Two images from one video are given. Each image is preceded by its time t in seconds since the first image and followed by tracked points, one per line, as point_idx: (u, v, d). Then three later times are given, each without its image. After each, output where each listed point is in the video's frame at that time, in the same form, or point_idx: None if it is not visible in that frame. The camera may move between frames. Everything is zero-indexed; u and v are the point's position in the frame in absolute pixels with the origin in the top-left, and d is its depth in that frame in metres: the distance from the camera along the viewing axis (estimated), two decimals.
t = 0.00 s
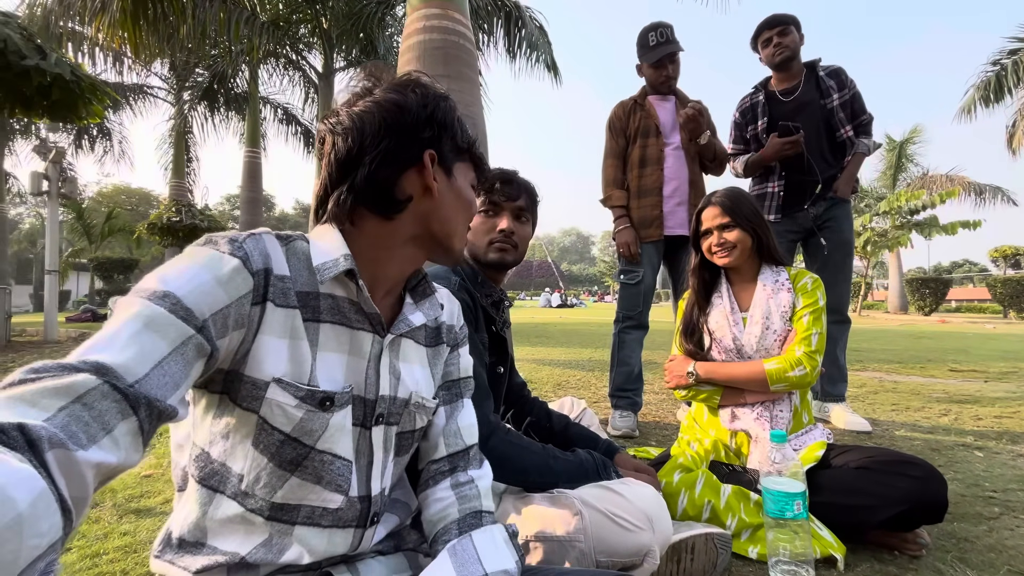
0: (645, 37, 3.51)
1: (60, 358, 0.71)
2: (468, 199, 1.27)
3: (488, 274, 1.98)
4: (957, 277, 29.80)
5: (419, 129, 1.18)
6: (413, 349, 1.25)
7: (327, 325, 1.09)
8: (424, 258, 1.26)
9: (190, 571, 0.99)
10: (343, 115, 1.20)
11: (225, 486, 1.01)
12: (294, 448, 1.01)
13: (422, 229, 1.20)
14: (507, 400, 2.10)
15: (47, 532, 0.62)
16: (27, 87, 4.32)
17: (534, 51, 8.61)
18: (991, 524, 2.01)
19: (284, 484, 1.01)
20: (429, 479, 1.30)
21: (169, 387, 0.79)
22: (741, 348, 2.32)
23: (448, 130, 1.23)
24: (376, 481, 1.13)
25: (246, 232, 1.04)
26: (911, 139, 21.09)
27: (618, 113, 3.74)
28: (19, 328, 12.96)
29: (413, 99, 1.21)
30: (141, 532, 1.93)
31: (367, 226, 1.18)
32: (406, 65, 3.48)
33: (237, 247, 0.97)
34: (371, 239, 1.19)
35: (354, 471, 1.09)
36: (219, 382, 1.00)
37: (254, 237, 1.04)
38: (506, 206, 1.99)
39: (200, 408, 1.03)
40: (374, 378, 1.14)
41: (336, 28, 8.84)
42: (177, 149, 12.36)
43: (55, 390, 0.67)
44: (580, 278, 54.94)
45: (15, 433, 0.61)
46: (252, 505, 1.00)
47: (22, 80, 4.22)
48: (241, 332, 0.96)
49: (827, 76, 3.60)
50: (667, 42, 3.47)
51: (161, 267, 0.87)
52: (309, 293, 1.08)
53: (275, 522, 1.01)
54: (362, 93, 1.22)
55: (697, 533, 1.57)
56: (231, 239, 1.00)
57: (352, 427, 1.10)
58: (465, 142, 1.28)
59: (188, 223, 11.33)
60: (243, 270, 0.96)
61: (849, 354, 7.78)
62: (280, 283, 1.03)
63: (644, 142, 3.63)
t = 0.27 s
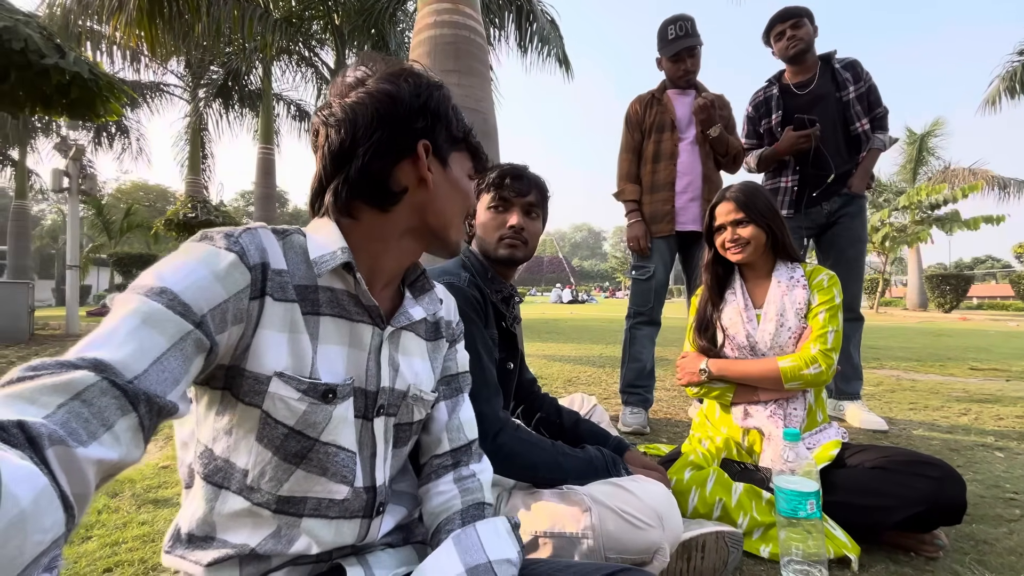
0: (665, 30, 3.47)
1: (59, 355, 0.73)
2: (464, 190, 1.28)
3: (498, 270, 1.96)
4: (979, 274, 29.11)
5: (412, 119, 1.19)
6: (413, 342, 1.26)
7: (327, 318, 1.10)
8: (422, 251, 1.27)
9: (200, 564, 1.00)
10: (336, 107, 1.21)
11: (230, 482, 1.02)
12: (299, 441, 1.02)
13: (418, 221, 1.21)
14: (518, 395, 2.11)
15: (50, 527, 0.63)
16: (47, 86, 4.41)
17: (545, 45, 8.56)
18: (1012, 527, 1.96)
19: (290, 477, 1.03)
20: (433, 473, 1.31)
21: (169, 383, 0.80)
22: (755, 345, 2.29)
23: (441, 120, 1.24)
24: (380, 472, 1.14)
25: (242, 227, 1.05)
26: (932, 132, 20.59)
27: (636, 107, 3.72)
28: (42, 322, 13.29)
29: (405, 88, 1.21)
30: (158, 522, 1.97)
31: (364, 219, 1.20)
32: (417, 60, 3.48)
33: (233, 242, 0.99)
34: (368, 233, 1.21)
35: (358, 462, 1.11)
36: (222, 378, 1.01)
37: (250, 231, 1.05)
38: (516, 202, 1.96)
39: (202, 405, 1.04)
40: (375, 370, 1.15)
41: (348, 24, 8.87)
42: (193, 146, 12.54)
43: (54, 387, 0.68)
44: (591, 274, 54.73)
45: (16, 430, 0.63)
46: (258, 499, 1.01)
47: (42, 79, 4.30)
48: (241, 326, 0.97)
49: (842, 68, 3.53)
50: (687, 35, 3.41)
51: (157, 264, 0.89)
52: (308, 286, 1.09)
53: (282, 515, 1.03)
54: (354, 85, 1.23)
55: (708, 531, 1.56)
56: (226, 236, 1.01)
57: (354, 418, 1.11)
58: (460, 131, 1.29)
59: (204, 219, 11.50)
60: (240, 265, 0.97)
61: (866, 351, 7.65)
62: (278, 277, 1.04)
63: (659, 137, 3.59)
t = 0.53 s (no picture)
0: (679, 21, 3.41)
1: (31, 366, 0.75)
2: (449, 172, 1.29)
3: (506, 268, 1.96)
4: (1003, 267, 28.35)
5: (394, 99, 1.21)
6: (409, 333, 1.30)
7: (325, 313, 1.12)
8: (410, 236, 1.28)
9: (211, 565, 1.03)
10: (318, 91, 1.24)
11: (232, 488, 1.03)
12: (305, 440, 1.05)
13: (404, 204, 1.23)
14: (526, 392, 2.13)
15: (13, 549, 0.67)
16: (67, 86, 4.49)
17: (557, 38, 8.50)
18: None
19: (298, 475, 1.05)
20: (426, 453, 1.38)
21: (145, 394, 0.82)
22: (765, 342, 2.27)
23: (424, 101, 1.26)
24: (382, 459, 1.19)
25: (229, 227, 1.07)
26: (956, 122, 20.02)
27: (649, 102, 3.68)
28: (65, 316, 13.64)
29: (386, 71, 1.24)
30: (177, 513, 2.03)
31: (351, 201, 1.22)
32: (428, 56, 3.48)
33: (220, 242, 1.01)
34: (357, 219, 1.23)
35: (361, 453, 1.14)
36: (213, 387, 1.02)
37: (236, 230, 1.07)
38: (525, 202, 1.95)
39: (196, 413, 1.06)
40: (374, 362, 1.19)
41: (360, 19, 8.88)
42: (209, 142, 12.70)
43: (22, 401, 0.70)
44: (603, 268, 54.46)
45: None
46: (265, 499, 1.04)
47: (62, 79, 4.39)
48: (231, 330, 0.99)
49: (858, 59, 3.46)
50: (702, 27, 3.35)
51: (141, 266, 0.91)
52: (301, 283, 1.11)
53: (291, 512, 1.05)
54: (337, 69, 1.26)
55: (716, 529, 1.56)
56: (211, 235, 1.03)
57: (355, 410, 1.15)
58: (442, 115, 1.31)
59: (219, 215, 11.67)
60: (228, 267, 0.99)
61: (883, 347, 7.52)
62: (269, 276, 1.06)
63: (672, 132, 3.55)
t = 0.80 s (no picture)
0: (688, 13, 3.35)
1: (23, 373, 0.73)
2: (444, 176, 1.27)
3: (508, 267, 1.93)
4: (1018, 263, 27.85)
5: (388, 102, 1.19)
6: (401, 336, 1.28)
7: (316, 316, 1.10)
8: (404, 238, 1.25)
9: (201, 573, 1.02)
10: (312, 94, 1.21)
11: (221, 493, 1.02)
12: (294, 444, 1.03)
13: (397, 206, 1.20)
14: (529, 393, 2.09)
15: (10, 557, 0.65)
16: (70, 85, 4.50)
17: (562, 32, 8.41)
18: None
19: (287, 481, 1.03)
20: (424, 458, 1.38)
21: (141, 398, 0.81)
22: (773, 342, 2.22)
23: (418, 105, 1.24)
24: (376, 464, 1.16)
25: (218, 230, 1.05)
26: (970, 114, 19.64)
27: (655, 95, 3.62)
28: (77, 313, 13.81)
29: (379, 75, 1.22)
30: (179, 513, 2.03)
31: (343, 202, 1.18)
32: (430, 52, 3.44)
33: (210, 246, 0.99)
34: (349, 221, 1.20)
35: (353, 458, 1.12)
36: (205, 389, 1.00)
37: (226, 234, 1.05)
38: (531, 200, 1.91)
39: (188, 417, 1.04)
40: (367, 365, 1.17)
41: (364, 15, 8.84)
42: (216, 140, 12.76)
43: (14, 407, 0.68)
44: (610, 264, 54.24)
45: None
46: (255, 505, 1.02)
47: (65, 78, 4.39)
48: (223, 333, 0.97)
49: (868, 51, 3.37)
50: (710, 19, 3.28)
51: (132, 271, 0.89)
52: (293, 285, 1.09)
53: (280, 518, 1.03)
54: (331, 72, 1.24)
55: (721, 535, 1.53)
56: (201, 239, 1.01)
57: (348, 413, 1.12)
58: (436, 119, 1.29)
59: (226, 213, 11.73)
60: (218, 270, 0.97)
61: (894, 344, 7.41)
62: (260, 279, 1.04)
63: (678, 126, 3.49)
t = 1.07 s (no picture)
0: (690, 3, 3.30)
1: (36, 354, 0.70)
2: (456, 171, 1.23)
3: (511, 259, 1.89)
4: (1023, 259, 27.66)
5: (400, 97, 1.16)
6: (410, 330, 1.23)
7: (325, 307, 1.07)
8: (415, 234, 1.22)
9: (201, 559, 1.00)
10: (326, 90, 1.20)
11: (225, 480, 1.00)
12: (298, 434, 1.00)
13: (408, 201, 1.17)
14: (530, 386, 2.05)
15: (21, 534, 0.62)
16: (66, 80, 4.47)
17: (563, 27, 8.36)
18: None
19: (289, 471, 1.00)
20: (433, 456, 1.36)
21: (154, 381, 0.78)
22: (779, 335, 2.19)
23: (430, 100, 1.21)
24: (380, 460, 1.12)
25: (232, 218, 1.03)
26: (975, 108, 19.48)
27: (657, 87, 3.57)
28: (80, 312, 13.85)
29: (393, 70, 1.20)
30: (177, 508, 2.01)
31: (355, 197, 1.16)
32: (429, 44, 3.40)
33: (223, 233, 0.97)
34: (360, 215, 1.17)
35: (357, 451, 1.08)
36: (216, 374, 0.98)
37: (240, 222, 1.02)
38: (537, 190, 1.88)
39: (198, 401, 1.02)
40: (374, 357, 1.13)
41: (364, 11, 8.79)
42: (216, 138, 12.75)
43: (28, 386, 0.66)
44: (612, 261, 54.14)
45: None
46: (257, 495, 1.00)
47: (62, 73, 4.37)
48: (232, 320, 0.95)
49: (873, 42, 3.31)
50: (714, 9, 3.23)
51: (145, 257, 0.87)
52: (303, 276, 1.06)
53: (282, 509, 1.01)
54: (346, 68, 1.23)
55: (726, 529, 1.50)
56: (215, 226, 0.99)
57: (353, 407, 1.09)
58: (449, 115, 1.26)
59: (227, 211, 11.72)
60: (230, 257, 0.95)
61: (898, 339, 7.36)
62: (270, 268, 1.01)
63: (680, 118, 3.45)
